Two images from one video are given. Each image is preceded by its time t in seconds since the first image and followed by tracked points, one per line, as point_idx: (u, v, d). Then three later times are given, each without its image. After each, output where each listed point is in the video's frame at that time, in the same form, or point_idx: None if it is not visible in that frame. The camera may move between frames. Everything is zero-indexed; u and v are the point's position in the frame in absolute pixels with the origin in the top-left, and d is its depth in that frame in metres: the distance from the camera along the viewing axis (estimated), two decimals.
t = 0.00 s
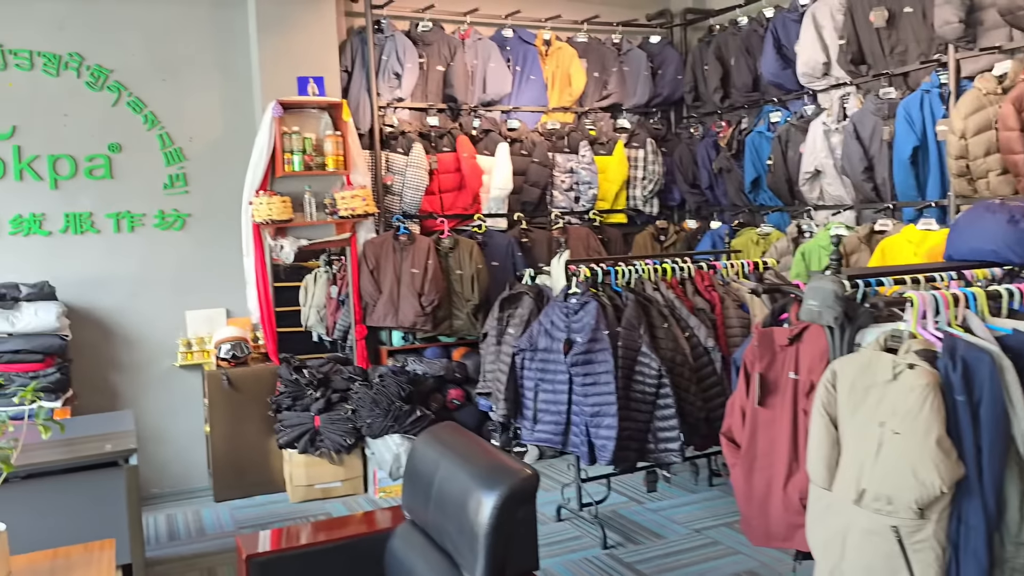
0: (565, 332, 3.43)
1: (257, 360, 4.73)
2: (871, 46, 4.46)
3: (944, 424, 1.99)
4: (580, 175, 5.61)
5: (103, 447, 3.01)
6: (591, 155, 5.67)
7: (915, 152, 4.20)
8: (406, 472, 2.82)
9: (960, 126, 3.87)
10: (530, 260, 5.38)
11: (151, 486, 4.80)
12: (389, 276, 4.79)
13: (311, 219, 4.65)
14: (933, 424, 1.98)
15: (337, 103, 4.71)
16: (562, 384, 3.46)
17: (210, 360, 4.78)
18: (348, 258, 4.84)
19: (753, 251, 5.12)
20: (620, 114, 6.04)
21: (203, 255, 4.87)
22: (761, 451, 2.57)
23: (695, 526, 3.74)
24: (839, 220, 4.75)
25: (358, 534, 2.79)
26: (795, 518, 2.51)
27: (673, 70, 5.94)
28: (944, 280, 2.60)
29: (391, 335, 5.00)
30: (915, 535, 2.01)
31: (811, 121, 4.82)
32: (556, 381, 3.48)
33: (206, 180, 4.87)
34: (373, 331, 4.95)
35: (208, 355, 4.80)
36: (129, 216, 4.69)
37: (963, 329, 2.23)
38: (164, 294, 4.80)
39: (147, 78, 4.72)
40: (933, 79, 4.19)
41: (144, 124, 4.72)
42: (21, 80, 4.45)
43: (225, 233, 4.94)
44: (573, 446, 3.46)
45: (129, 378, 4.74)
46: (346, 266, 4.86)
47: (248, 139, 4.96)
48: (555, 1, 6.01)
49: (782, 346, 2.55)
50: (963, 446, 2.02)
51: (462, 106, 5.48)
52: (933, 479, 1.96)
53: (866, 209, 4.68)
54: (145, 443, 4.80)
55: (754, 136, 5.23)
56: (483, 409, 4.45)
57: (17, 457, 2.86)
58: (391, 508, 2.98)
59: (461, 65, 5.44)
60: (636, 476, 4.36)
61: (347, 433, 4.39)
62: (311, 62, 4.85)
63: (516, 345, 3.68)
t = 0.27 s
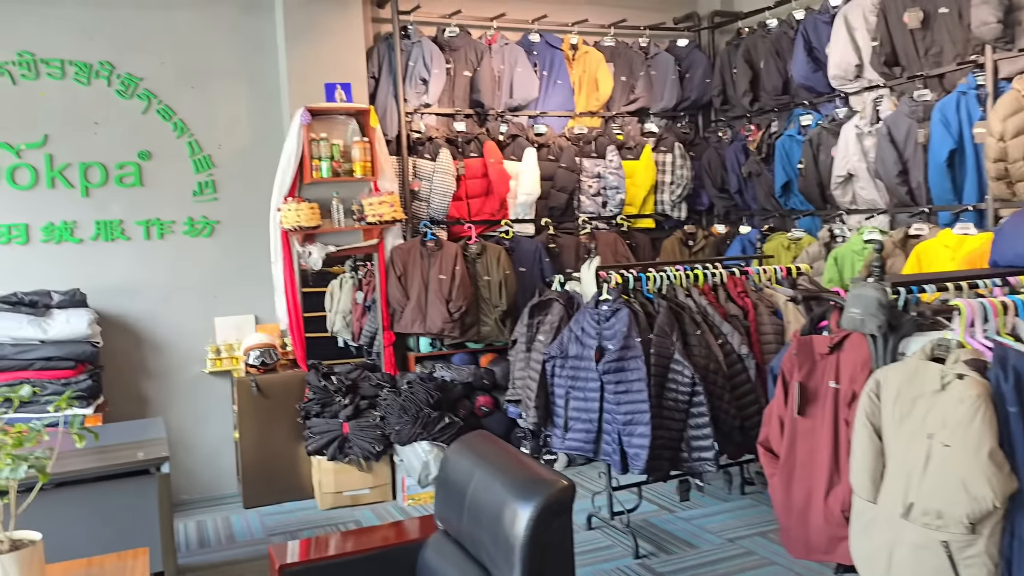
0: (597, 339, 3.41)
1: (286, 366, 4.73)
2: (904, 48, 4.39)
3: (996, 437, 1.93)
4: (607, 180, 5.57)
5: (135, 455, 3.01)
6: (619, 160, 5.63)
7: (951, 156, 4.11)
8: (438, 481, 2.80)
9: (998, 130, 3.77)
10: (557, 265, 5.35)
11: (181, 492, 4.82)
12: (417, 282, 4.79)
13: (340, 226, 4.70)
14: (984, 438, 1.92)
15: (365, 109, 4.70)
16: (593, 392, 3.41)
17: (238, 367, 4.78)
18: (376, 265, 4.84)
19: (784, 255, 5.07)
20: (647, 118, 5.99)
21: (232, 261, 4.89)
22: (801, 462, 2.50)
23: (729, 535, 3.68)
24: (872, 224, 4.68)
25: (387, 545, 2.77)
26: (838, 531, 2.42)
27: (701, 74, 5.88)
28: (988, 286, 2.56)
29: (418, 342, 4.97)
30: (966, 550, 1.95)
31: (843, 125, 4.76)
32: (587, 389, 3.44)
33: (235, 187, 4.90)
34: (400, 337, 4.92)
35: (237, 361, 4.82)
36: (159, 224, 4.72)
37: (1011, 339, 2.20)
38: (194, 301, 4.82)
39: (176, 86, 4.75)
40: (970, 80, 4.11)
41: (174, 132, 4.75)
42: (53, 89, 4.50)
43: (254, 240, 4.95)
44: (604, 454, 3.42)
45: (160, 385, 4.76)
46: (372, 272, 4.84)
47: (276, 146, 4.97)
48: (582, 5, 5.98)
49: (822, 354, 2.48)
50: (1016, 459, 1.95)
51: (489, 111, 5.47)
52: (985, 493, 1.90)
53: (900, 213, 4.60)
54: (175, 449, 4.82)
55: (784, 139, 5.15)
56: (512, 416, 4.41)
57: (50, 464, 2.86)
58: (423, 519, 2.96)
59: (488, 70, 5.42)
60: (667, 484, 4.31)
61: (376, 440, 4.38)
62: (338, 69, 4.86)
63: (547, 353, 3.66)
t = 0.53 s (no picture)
0: (619, 344, 3.36)
1: (304, 372, 4.71)
2: (928, 48, 4.33)
3: None
4: (626, 184, 5.55)
5: (156, 461, 3.00)
6: (637, 163, 5.59)
7: (978, 156, 4.04)
8: (460, 488, 2.77)
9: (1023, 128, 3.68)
10: (576, 269, 5.32)
11: (201, 498, 4.81)
12: (435, 287, 4.77)
13: (359, 231, 4.69)
14: None
15: (383, 114, 4.69)
16: (615, 397, 3.37)
17: (258, 373, 4.76)
18: (394, 271, 4.83)
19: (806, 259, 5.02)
20: (666, 121, 5.96)
21: (251, 267, 4.89)
22: (830, 470, 2.44)
23: (754, 542, 3.62)
24: (897, 226, 4.61)
25: (406, 553, 2.73)
26: (870, 539, 2.37)
27: (721, 76, 5.81)
28: None
29: (437, 347, 4.95)
30: (1008, 560, 1.88)
31: (866, 126, 4.71)
32: (609, 394, 3.40)
33: (254, 192, 4.89)
34: (419, 342, 4.91)
35: (256, 367, 4.79)
36: (178, 229, 4.73)
37: None
38: (213, 307, 4.82)
39: (195, 93, 4.75)
40: (997, 79, 4.03)
41: (193, 138, 4.75)
42: (73, 96, 4.51)
43: (273, 246, 4.95)
44: (627, 461, 3.37)
45: (179, 391, 4.76)
46: (390, 276, 4.81)
47: (294, 151, 4.97)
48: (599, 8, 5.95)
49: (852, 359, 2.43)
50: None
51: (507, 115, 5.45)
52: None
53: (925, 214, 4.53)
54: (195, 455, 4.82)
55: (806, 141, 5.12)
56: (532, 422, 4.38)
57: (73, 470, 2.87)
58: (444, 526, 2.93)
59: (506, 75, 5.41)
60: (690, 491, 4.26)
61: (394, 446, 4.36)
62: (357, 74, 4.85)
63: (568, 358, 3.62)
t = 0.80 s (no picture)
0: (628, 353, 3.30)
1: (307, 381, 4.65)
2: (940, 53, 4.28)
3: None
4: (633, 191, 5.50)
5: (158, 473, 3.03)
6: (644, 170, 5.55)
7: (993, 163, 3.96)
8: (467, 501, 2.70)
9: None
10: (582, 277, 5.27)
11: (203, 509, 4.75)
12: (439, 295, 4.70)
13: (363, 239, 4.66)
14: None
15: (388, 120, 4.64)
16: (624, 408, 3.30)
17: (260, 382, 4.71)
18: (399, 278, 4.76)
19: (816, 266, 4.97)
20: (673, 128, 5.91)
21: (254, 275, 4.83)
22: (850, 483, 2.36)
23: (765, 556, 3.55)
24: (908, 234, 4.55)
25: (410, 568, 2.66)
26: (893, 557, 2.24)
27: (728, 83, 5.79)
28: None
29: (441, 356, 4.85)
30: None
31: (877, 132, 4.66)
32: (619, 405, 3.32)
33: (257, 199, 4.85)
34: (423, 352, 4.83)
35: (258, 376, 4.73)
36: (181, 237, 4.68)
37: None
38: (215, 315, 4.76)
39: (198, 99, 4.71)
40: (1012, 83, 3.95)
41: (196, 145, 4.71)
42: (75, 102, 4.47)
43: (276, 254, 4.90)
44: (637, 473, 3.30)
45: (182, 400, 4.70)
46: (394, 284, 4.75)
47: (298, 158, 4.92)
48: (606, 14, 5.91)
49: (872, 369, 2.36)
50: None
51: (513, 121, 5.40)
52: None
53: (937, 222, 4.45)
54: (196, 466, 4.76)
55: (816, 148, 5.07)
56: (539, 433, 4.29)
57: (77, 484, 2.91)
58: (450, 540, 2.86)
59: (512, 81, 5.36)
60: (699, 503, 4.19)
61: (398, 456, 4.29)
62: (362, 79, 4.81)
63: (576, 368, 3.56)
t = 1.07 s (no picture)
0: (626, 366, 3.20)
1: (296, 393, 4.52)
2: (944, 59, 4.22)
3: None
4: (630, 200, 5.41)
5: (138, 489, 2.82)
6: (641, 179, 5.46)
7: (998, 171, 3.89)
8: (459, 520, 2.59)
9: None
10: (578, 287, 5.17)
11: (188, 525, 4.62)
12: (432, 305, 4.59)
13: (353, 247, 4.54)
14: None
15: (381, 126, 4.54)
16: (621, 423, 3.20)
17: (247, 394, 4.54)
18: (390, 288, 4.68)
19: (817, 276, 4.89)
20: (670, 135, 5.82)
21: (242, 284, 4.72)
22: (858, 503, 2.27)
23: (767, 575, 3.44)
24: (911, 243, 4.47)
25: None
26: None
27: (726, 90, 5.70)
28: None
29: (433, 367, 4.75)
30: None
31: (879, 140, 4.58)
32: (617, 420, 3.21)
33: (247, 206, 4.74)
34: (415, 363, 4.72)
35: (246, 388, 4.57)
36: (168, 245, 4.56)
37: None
38: (203, 325, 4.64)
39: (187, 104, 4.61)
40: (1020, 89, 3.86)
41: (184, 151, 4.60)
42: (61, 107, 4.36)
43: (266, 262, 4.78)
44: (635, 489, 3.19)
45: (167, 413, 4.58)
46: (385, 294, 4.66)
47: (289, 164, 4.82)
48: (603, 20, 5.83)
49: (882, 384, 2.26)
50: None
51: (508, 129, 5.30)
52: None
53: (941, 231, 4.38)
54: (181, 480, 4.62)
55: (816, 156, 4.97)
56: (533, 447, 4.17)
57: (47, 501, 2.68)
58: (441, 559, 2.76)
59: (507, 88, 5.27)
60: (698, 519, 4.08)
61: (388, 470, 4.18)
62: (355, 84, 4.71)
63: (573, 381, 3.45)
